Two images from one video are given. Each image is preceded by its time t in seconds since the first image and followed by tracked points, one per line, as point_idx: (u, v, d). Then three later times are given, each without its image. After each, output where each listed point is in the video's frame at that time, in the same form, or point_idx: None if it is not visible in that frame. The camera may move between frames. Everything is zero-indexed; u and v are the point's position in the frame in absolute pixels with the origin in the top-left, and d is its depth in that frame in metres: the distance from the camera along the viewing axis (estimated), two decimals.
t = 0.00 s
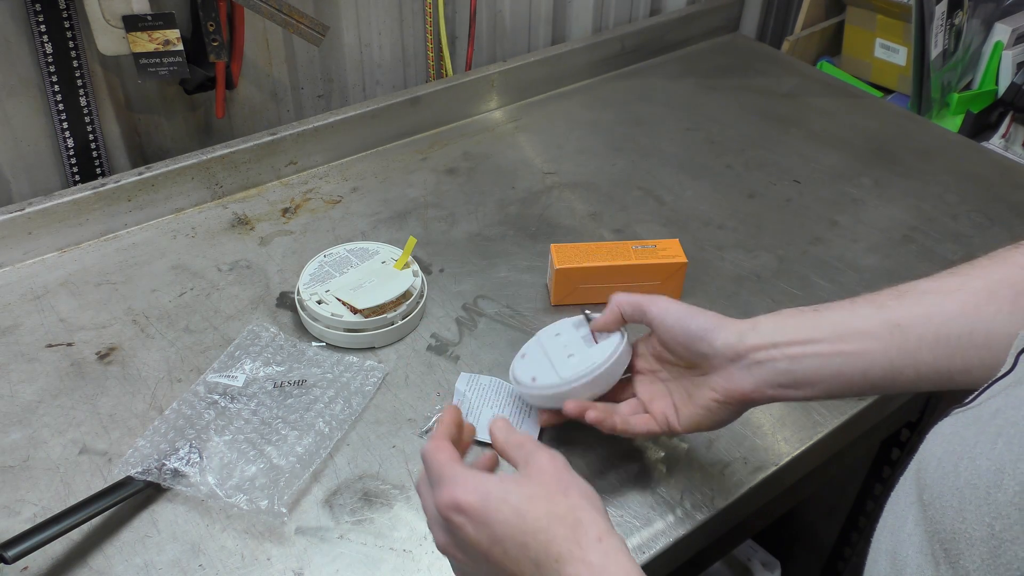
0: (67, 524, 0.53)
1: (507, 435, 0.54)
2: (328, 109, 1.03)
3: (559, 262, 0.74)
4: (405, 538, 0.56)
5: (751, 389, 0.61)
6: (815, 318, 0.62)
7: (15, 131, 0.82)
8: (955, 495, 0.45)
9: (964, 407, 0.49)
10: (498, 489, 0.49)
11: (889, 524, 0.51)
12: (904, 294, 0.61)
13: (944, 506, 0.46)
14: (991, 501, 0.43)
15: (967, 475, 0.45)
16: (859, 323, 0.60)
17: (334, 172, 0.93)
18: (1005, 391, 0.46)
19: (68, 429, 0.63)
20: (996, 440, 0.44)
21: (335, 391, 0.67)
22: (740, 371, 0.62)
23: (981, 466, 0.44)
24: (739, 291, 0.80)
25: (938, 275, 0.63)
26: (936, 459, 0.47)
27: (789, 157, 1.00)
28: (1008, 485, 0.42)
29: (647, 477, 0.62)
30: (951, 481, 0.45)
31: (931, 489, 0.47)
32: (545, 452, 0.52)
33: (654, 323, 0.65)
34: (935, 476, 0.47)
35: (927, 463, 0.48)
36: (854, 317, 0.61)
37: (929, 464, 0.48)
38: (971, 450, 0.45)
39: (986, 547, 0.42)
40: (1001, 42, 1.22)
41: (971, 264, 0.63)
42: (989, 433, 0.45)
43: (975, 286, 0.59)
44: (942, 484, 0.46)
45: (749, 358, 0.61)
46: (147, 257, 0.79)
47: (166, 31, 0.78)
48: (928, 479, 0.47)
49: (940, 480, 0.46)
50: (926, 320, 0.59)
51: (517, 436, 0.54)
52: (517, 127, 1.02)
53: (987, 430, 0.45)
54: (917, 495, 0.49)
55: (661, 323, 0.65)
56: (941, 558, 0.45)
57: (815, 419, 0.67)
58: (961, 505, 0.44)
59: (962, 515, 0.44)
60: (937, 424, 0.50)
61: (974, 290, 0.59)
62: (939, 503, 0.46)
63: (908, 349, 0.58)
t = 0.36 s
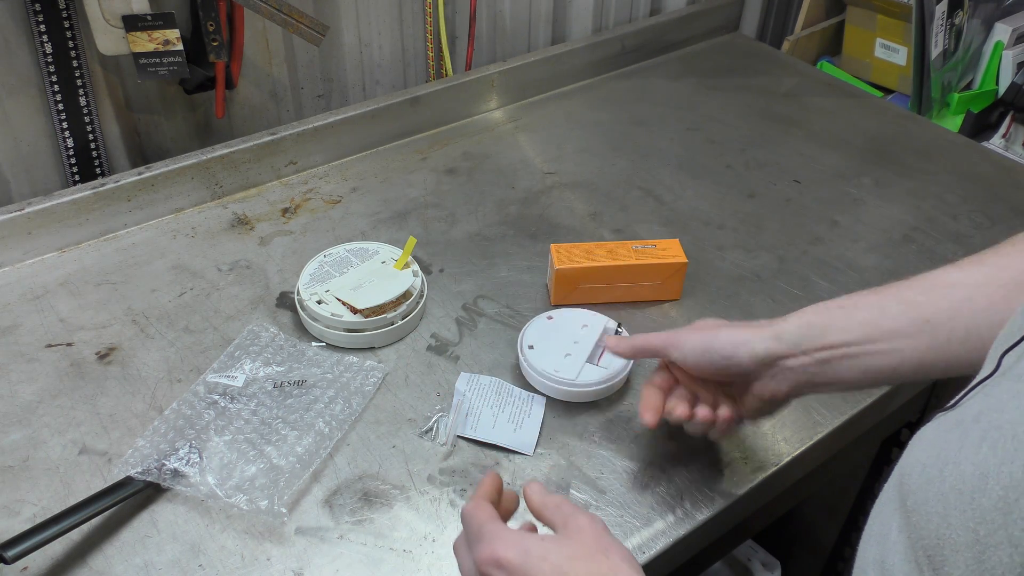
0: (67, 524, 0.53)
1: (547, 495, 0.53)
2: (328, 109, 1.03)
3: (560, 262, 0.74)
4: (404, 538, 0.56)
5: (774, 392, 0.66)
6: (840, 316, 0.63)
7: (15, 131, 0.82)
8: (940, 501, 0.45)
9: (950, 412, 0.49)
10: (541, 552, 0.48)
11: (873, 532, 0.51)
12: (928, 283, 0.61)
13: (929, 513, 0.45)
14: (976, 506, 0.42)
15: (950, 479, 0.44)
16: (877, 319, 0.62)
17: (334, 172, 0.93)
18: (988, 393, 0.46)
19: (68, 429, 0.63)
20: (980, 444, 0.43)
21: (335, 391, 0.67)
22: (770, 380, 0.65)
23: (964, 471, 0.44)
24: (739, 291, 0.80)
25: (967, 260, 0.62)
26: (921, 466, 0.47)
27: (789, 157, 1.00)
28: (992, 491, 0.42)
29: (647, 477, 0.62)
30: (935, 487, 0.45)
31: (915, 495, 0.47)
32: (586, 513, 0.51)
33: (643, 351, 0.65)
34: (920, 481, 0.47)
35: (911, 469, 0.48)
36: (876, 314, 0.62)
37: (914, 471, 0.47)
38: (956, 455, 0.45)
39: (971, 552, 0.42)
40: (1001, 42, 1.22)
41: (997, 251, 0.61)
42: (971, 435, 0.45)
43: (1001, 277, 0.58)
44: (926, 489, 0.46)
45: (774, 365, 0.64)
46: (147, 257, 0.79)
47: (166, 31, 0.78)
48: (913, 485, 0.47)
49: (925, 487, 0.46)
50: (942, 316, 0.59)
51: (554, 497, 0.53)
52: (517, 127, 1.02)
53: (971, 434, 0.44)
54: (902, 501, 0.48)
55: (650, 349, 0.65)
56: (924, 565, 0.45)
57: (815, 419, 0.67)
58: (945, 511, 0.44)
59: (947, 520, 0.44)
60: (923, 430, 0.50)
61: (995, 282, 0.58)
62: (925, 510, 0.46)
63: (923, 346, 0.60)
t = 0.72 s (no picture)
0: (67, 524, 0.53)
1: (579, 540, 0.52)
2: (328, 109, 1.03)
3: (560, 262, 0.74)
4: (404, 538, 0.56)
5: (610, 235, 0.63)
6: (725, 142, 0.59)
7: (15, 131, 0.82)
8: (961, 530, 0.43)
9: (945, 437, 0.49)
10: None
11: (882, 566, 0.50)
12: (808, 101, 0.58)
13: (948, 544, 0.44)
14: (1005, 531, 0.41)
15: (968, 505, 0.43)
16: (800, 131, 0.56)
17: (334, 172, 0.93)
18: (987, 413, 0.45)
19: (68, 429, 0.63)
20: (988, 464, 0.43)
21: (335, 391, 0.67)
22: (573, 233, 0.64)
23: (982, 494, 0.43)
24: (739, 291, 0.80)
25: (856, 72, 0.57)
26: (925, 492, 0.46)
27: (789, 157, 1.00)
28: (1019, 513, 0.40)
29: (647, 477, 0.62)
30: (955, 515, 0.44)
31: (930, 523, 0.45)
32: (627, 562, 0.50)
33: (456, 262, 0.67)
34: (933, 509, 0.45)
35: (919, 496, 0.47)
36: (771, 125, 0.58)
37: (924, 498, 0.46)
38: (966, 477, 0.44)
39: None
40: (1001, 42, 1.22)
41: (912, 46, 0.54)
42: (979, 456, 0.44)
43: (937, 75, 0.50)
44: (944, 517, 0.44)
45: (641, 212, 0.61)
46: (147, 257, 0.79)
47: (166, 31, 0.78)
48: (922, 513, 0.46)
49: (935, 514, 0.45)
50: (858, 114, 0.54)
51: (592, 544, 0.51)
52: (517, 127, 1.02)
53: (973, 453, 0.44)
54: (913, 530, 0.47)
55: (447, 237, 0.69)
56: None
57: (816, 419, 0.67)
58: (971, 539, 0.43)
59: (975, 549, 0.42)
60: (921, 457, 0.50)
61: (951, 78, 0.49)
62: (942, 540, 0.44)
63: (855, 156, 0.54)
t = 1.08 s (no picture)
0: (67, 524, 0.53)
1: None
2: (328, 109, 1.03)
3: (560, 262, 0.74)
4: (404, 538, 0.56)
5: (567, 238, 0.66)
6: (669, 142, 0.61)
7: (15, 131, 0.82)
8: (983, 549, 0.44)
9: (949, 452, 0.49)
10: None
11: None
12: (742, 95, 0.60)
13: (977, 564, 0.44)
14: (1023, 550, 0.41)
15: (982, 525, 0.44)
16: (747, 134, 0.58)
17: (333, 172, 0.93)
18: (992, 429, 0.45)
19: (69, 429, 0.63)
20: (1003, 484, 0.43)
21: (335, 391, 0.67)
22: (536, 236, 0.68)
23: (995, 513, 0.43)
24: (739, 291, 0.80)
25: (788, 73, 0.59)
26: (941, 514, 0.46)
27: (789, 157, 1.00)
28: None
29: (647, 477, 0.62)
30: (972, 535, 0.44)
31: (947, 541, 0.46)
32: None
33: (433, 272, 0.70)
34: (947, 528, 0.46)
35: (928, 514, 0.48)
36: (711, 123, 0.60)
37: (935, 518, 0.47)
38: (977, 498, 0.44)
39: None
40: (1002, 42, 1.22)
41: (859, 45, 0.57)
42: (986, 474, 0.44)
43: (867, 71, 0.52)
44: (960, 537, 0.45)
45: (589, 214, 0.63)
46: (147, 257, 0.79)
47: (166, 31, 0.78)
48: (941, 532, 0.46)
49: (956, 532, 0.45)
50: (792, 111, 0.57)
51: None
52: (517, 127, 1.02)
53: (985, 472, 0.44)
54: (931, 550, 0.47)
55: (415, 246, 0.72)
56: None
57: (816, 419, 0.67)
58: (992, 559, 0.43)
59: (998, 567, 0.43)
60: (924, 473, 0.50)
61: (880, 75, 0.51)
62: (968, 558, 0.45)
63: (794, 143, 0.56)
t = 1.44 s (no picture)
0: (67, 524, 0.53)
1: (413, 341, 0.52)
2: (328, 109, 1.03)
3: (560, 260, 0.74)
4: (405, 539, 0.56)
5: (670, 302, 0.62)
6: (793, 233, 0.62)
7: (15, 131, 0.82)
8: (964, 518, 0.45)
9: (955, 431, 0.49)
10: (460, 431, 0.49)
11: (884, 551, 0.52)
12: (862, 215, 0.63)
13: (955, 534, 0.45)
14: (1006, 518, 0.42)
15: (969, 494, 0.45)
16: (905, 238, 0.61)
17: (334, 172, 0.93)
18: (995, 404, 0.46)
19: (68, 429, 0.63)
20: (997, 454, 0.44)
21: (335, 391, 0.67)
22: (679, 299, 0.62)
23: (985, 483, 0.44)
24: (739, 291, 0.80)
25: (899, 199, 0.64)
26: (935, 484, 0.48)
27: (789, 157, 1.00)
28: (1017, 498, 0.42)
29: (647, 477, 0.62)
30: (957, 504, 0.45)
31: (933, 512, 0.47)
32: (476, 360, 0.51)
33: (603, 312, 0.57)
34: (936, 498, 0.47)
35: (924, 485, 0.49)
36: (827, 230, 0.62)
37: (928, 488, 0.48)
38: (971, 468, 0.45)
39: (1006, 568, 0.42)
40: (1001, 43, 1.22)
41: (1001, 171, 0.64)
42: (984, 445, 0.45)
43: None
44: (946, 505, 0.46)
45: (766, 260, 0.61)
46: (147, 257, 0.79)
47: (166, 31, 0.78)
48: (933, 504, 0.47)
49: (947, 504, 0.46)
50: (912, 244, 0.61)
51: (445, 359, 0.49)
52: (517, 127, 1.02)
53: (984, 442, 0.45)
54: (917, 519, 0.48)
55: (582, 260, 0.59)
56: None
57: (816, 419, 0.67)
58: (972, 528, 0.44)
59: (975, 537, 0.44)
60: (928, 450, 0.51)
61: None
62: (950, 528, 0.45)
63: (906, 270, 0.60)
